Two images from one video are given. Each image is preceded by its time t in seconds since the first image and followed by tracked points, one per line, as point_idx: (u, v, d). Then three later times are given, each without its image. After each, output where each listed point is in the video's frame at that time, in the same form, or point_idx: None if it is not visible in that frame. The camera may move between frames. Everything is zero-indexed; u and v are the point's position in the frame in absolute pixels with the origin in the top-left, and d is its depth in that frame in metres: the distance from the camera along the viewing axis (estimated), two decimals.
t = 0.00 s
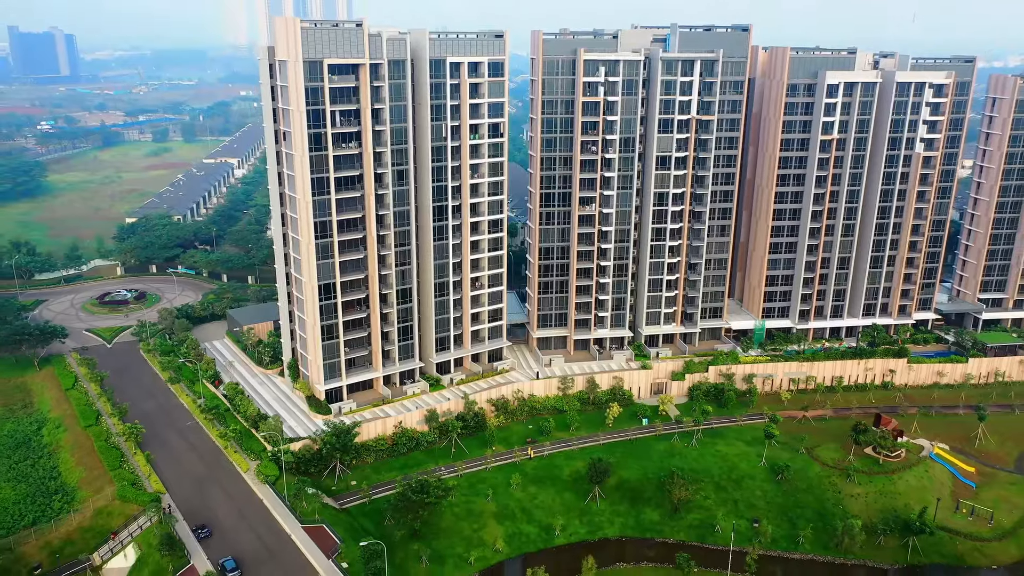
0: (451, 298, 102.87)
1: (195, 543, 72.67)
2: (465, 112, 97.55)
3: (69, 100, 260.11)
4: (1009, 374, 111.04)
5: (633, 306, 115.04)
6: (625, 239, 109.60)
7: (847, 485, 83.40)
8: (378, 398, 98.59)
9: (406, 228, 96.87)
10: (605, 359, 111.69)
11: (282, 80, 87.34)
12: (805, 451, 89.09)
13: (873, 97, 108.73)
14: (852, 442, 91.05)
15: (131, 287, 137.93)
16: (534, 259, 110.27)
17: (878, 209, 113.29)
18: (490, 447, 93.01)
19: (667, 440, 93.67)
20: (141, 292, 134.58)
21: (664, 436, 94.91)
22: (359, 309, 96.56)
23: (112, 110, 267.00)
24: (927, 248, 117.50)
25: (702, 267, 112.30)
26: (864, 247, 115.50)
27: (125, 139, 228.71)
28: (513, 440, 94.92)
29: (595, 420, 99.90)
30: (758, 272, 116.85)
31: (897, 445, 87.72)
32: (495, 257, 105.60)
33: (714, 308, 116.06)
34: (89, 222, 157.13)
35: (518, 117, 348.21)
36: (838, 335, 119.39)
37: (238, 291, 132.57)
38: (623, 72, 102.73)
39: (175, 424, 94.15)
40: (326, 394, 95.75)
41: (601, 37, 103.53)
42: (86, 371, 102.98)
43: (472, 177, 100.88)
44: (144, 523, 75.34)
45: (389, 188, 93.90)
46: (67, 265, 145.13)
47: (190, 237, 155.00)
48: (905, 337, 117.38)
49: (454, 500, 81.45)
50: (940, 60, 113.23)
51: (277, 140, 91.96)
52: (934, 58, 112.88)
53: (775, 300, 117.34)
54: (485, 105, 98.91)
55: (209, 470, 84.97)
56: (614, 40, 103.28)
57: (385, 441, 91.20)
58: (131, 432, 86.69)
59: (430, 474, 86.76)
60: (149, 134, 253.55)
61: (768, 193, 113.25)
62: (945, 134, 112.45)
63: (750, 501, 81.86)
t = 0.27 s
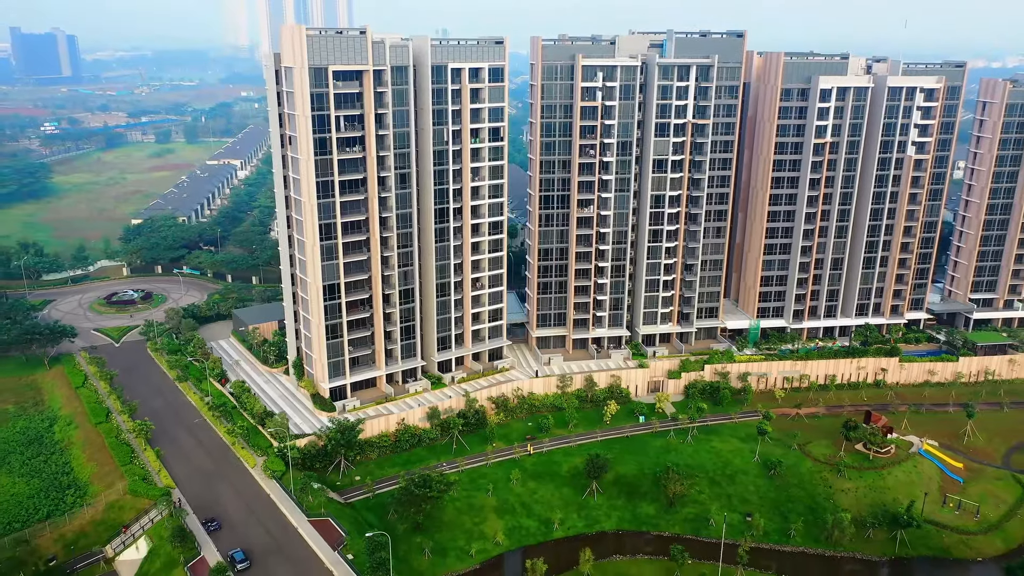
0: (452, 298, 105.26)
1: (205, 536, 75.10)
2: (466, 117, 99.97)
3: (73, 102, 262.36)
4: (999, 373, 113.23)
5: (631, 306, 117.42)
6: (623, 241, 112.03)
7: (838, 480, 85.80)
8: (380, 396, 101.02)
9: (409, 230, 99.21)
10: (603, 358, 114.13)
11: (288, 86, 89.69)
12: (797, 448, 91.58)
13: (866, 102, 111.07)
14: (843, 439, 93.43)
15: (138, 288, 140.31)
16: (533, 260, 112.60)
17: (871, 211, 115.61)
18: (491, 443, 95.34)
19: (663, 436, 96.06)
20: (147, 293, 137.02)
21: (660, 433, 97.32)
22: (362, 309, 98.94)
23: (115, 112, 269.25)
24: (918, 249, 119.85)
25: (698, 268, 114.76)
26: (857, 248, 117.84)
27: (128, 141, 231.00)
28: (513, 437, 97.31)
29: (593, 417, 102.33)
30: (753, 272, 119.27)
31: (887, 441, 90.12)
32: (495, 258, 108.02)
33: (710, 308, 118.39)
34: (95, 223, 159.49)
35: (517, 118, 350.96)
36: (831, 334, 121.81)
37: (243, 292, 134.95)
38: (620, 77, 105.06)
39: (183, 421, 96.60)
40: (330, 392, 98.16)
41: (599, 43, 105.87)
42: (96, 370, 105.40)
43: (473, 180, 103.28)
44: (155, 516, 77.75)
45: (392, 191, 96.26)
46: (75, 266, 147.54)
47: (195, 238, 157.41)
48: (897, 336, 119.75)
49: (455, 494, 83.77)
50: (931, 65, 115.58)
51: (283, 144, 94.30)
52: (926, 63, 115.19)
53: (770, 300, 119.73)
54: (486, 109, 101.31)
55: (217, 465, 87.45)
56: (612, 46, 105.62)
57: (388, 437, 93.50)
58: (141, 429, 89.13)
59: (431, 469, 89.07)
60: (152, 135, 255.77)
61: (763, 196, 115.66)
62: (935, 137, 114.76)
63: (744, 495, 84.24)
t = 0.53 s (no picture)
0: (453, 298, 107.66)
1: (214, 529, 77.53)
2: (467, 121, 102.36)
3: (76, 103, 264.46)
4: (989, 372, 115.56)
5: (628, 307, 119.80)
6: (620, 242, 114.44)
7: (829, 475, 88.21)
8: (383, 394, 103.43)
9: (411, 232, 101.60)
10: (601, 357, 116.56)
11: (293, 91, 91.99)
12: (790, 445, 93.99)
13: (858, 106, 113.41)
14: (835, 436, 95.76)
15: (143, 288, 142.68)
16: (533, 261, 114.96)
17: (863, 213, 118.00)
18: (491, 440, 97.71)
19: (659, 433, 98.44)
20: (153, 293, 139.41)
21: (656, 430, 99.73)
22: (366, 309, 101.29)
23: (117, 113, 271.17)
24: (910, 251, 122.21)
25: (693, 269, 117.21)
26: (850, 250, 120.21)
27: (131, 142, 233.23)
28: (513, 434, 99.69)
29: (591, 414, 104.75)
30: (748, 273, 121.67)
31: (877, 438, 92.56)
32: (496, 259, 110.45)
33: (705, 308, 120.74)
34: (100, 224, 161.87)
35: (517, 119, 353.56)
36: (825, 334, 124.21)
37: (247, 292, 137.34)
38: (617, 83, 107.38)
39: (191, 418, 98.99)
40: (334, 390, 100.54)
41: (597, 49, 108.19)
42: (105, 369, 107.79)
43: (473, 183, 105.67)
44: (165, 510, 80.11)
45: (395, 194, 98.66)
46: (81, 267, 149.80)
47: (199, 239, 159.80)
48: (889, 336, 122.15)
49: (456, 489, 86.17)
50: (923, 70, 117.93)
51: (288, 148, 96.59)
52: (917, 69, 117.51)
53: (765, 300, 122.13)
54: (486, 114, 103.71)
55: (224, 461, 89.86)
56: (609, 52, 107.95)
57: (391, 434, 95.82)
58: (150, 426, 91.51)
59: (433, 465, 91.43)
60: (154, 136, 257.90)
61: (758, 198, 118.04)
62: (927, 141, 117.12)
63: (737, 490, 86.63)
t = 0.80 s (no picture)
0: (454, 299, 110.00)
1: (223, 522, 79.98)
2: (467, 126, 104.75)
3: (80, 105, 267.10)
4: (979, 371, 117.84)
5: (625, 307, 122.16)
6: (618, 244, 116.84)
7: (820, 471, 90.61)
8: (386, 392, 105.83)
9: (413, 234, 103.96)
10: (599, 357, 118.97)
11: (298, 97, 94.36)
12: (783, 442, 96.38)
13: (851, 111, 115.81)
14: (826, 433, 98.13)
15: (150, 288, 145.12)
16: (532, 263, 117.30)
17: (856, 215, 120.38)
18: (491, 437, 100.04)
19: (655, 431, 100.84)
20: (159, 293, 141.83)
21: (653, 427, 102.10)
22: (369, 309, 103.64)
23: (119, 115, 273.58)
24: (903, 252, 124.55)
25: (690, 270, 119.60)
26: (843, 251, 122.57)
27: (134, 144, 235.70)
28: (513, 431, 102.07)
29: (589, 412, 107.15)
30: (744, 274, 124.06)
31: (867, 435, 94.93)
32: (496, 261, 112.88)
33: (702, 308, 123.11)
34: (106, 225, 164.42)
35: (517, 120, 355.91)
36: (819, 334, 126.60)
37: (252, 292, 139.76)
38: (615, 88, 109.72)
39: (198, 416, 101.40)
40: (338, 388, 102.91)
41: (595, 55, 110.58)
42: (114, 368, 110.22)
43: (474, 186, 108.05)
44: (175, 505, 82.48)
45: (397, 197, 101.01)
46: (88, 268, 152.22)
47: (204, 241, 162.25)
48: (882, 335, 124.49)
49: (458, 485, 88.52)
50: (914, 75, 120.42)
51: (293, 152, 98.98)
52: (909, 74, 119.93)
53: (760, 300, 124.54)
54: (487, 119, 106.13)
55: (232, 457, 92.28)
56: (607, 58, 110.32)
57: (393, 432, 98.24)
58: (159, 424, 93.90)
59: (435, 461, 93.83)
60: (157, 138, 260.37)
61: (753, 200, 120.43)
62: (918, 144, 119.46)
63: (731, 486, 89.04)
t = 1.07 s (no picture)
0: (455, 299, 112.30)
1: (230, 516, 82.40)
2: (468, 130, 107.04)
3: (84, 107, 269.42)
4: (970, 370, 120.20)
5: (623, 307, 124.50)
6: (616, 246, 119.21)
7: (812, 467, 92.99)
8: (388, 391, 108.20)
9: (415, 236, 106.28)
10: (597, 356, 121.39)
11: (303, 102, 96.71)
12: (776, 439, 98.77)
13: (844, 115, 118.09)
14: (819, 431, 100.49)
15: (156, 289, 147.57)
16: (531, 264, 119.66)
17: (849, 217, 122.70)
18: (491, 434, 102.37)
19: (652, 428, 103.22)
20: (165, 294, 144.28)
21: (649, 425, 104.47)
22: (372, 309, 105.96)
23: (122, 116, 275.92)
24: (895, 253, 126.85)
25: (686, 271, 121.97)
26: (836, 252, 124.90)
27: (137, 145, 237.77)
28: (513, 429, 104.43)
29: (587, 410, 109.50)
30: (739, 275, 126.44)
31: (858, 432, 97.27)
32: (496, 262, 115.24)
33: (698, 308, 125.51)
34: (111, 226, 166.77)
35: (517, 122, 358.16)
36: (813, 334, 129.01)
37: (256, 293, 142.20)
38: (612, 93, 111.93)
39: (205, 413, 103.80)
40: (341, 387, 105.27)
41: (593, 60, 112.88)
42: (122, 367, 112.60)
43: (474, 189, 110.38)
44: (184, 499, 84.81)
45: (399, 200, 103.34)
46: (94, 268, 154.66)
47: (208, 242, 164.71)
48: (875, 335, 126.85)
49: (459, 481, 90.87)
50: (906, 80, 122.66)
51: (298, 156, 101.33)
52: (901, 78, 122.18)
53: (755, 301, 126.93)
54: (487, 123, 108.47)
55: (238, 453, 94.68)
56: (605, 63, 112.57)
57: (396, 429, 100.74)
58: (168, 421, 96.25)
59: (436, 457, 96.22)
60: (160, 139, 262.82)
61: (748, 202, 122.81)
62: (910, 148, 121.72)
63: (725, 481, 91.45)
